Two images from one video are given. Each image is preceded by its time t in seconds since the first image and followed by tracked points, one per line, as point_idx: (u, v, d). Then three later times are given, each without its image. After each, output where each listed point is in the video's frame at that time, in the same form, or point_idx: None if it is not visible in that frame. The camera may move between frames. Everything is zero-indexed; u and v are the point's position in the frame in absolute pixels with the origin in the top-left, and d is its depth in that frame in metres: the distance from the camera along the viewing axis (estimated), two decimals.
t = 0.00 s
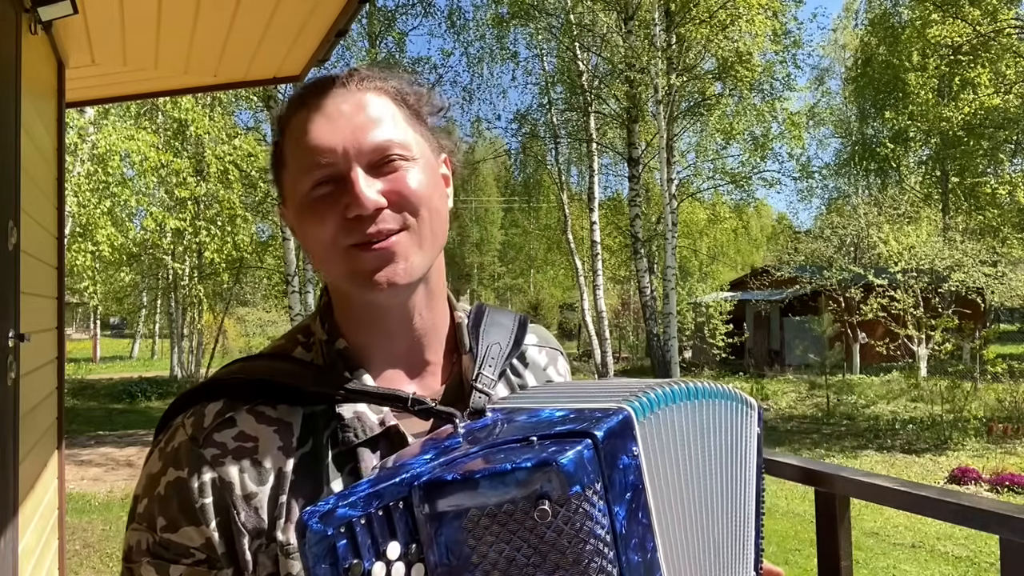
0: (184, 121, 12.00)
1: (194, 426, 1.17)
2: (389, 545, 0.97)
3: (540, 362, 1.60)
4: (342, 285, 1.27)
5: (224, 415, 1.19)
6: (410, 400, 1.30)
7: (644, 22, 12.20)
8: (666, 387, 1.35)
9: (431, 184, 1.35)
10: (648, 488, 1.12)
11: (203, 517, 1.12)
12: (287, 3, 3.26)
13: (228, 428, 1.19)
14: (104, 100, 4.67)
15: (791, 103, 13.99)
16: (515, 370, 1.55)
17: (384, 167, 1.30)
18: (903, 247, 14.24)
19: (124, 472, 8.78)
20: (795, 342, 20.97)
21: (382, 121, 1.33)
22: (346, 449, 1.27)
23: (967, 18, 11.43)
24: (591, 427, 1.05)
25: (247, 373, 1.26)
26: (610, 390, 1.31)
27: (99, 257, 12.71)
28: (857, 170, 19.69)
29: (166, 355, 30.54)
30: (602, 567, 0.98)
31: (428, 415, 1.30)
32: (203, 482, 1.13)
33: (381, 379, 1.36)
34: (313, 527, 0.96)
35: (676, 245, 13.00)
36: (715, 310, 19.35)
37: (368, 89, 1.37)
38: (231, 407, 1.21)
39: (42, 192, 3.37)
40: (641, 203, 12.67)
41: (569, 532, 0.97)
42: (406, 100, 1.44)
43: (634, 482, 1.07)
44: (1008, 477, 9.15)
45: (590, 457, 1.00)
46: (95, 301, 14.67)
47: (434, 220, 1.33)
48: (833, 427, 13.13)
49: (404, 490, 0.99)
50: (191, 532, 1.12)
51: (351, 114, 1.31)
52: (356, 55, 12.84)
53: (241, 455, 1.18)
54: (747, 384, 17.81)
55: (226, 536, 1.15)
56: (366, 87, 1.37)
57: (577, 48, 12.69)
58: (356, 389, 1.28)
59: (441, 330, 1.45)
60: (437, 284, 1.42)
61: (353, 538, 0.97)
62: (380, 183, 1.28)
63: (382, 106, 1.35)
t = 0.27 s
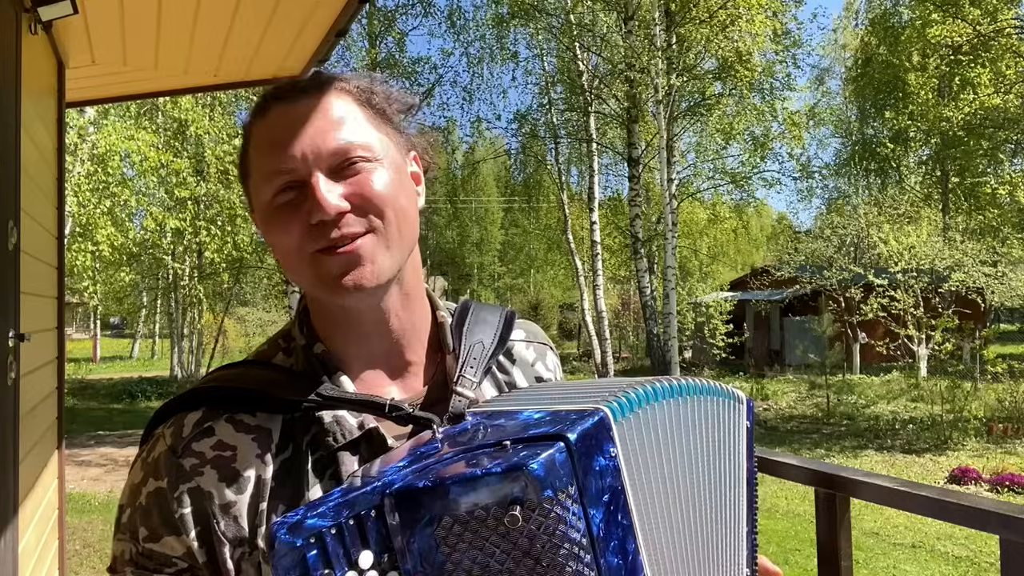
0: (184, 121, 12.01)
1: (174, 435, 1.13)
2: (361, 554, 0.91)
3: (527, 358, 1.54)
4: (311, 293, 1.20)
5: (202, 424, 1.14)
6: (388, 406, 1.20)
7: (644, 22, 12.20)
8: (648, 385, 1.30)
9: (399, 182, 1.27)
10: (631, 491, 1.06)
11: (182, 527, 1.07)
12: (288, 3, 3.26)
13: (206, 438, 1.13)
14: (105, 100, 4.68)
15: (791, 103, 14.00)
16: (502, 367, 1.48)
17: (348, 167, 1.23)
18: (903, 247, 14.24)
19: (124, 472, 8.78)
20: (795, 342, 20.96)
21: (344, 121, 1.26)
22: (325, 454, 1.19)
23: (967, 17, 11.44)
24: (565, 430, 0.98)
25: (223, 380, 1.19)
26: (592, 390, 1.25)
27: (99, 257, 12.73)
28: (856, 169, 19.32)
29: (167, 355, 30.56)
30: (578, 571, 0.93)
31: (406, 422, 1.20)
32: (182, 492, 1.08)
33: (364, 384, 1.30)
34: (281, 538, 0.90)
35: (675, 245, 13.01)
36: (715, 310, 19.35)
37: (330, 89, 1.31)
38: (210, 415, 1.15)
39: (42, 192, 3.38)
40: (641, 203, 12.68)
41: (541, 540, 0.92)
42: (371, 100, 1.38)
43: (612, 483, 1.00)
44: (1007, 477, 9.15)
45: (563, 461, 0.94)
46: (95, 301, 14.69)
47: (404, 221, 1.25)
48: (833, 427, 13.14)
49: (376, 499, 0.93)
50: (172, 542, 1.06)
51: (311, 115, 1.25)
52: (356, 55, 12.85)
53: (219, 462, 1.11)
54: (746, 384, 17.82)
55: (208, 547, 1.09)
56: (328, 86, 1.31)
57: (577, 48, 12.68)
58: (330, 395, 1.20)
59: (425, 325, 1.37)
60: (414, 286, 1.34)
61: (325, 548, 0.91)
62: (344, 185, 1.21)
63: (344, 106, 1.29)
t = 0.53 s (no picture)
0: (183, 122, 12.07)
1: (152, 446, 1.07)
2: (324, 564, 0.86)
3: (513, 354, 1.48)
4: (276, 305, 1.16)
5: (179, 435, 1.08)
6: (360, 413, 1.13)
7: (644, 22, 12.21)
8: (629, 384, 1.29)
9: (358, 185, 1.21)
10: (606, 498, 1.03)
11: (159, 538, 1.01)
12: (287, 3, 3.25)
13: (183, 449, 1.07)
14: (104, 100, 4.67)
15: (791, 103, 14.01)
16: (486, 365, 1.42)
17: (301, 173, 1.17)
18: (903, 247, 14.23)
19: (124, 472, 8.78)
20: (795, 342, 20.94)
21: (297, 124, 1.20)
22: (302, 462, 1.14)
23: (967, 17, 11.45)
24: (530, 437, 0.96)
25: (200, 392, 1.13)
26: (571, 390, 1.23)
27: (99, 257, 12.75)
28: (857, 170, 19.55)
29: (167, 355, 30.54)
30: None
31: (380, 430, 1.13)
32: (158, 502, 1.02)
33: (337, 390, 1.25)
34: (239, 551, 0.86)
35: (675, 245, 13.01)
36: (715, 310, 19.35)
37: (285, 89, 1.24)
38: (188, 426, 1.10)
39: (42, 192, 3.38)
40: (641, 203, 12.67)
41: (503, 552, 0.88)
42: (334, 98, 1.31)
43: (584, 491, 0.98)
44: (1007, 477, 9.15)
45: (527, 470, 0.91)
46: (95, 301, 14.69)
47: (364, 225, 1.19)
48: (832, 427, 13.15)
49: (336, 511, 0.88)
50: (152, 553, 1.01)
51: (262, 120, 1.19)
52: (356, 55, 12.86)
53: (195, 474, 1.05)
54: (746, 384, 17.82)
55: (187, 560, 1.03)
56: (282, 86, 1.25)
57: (577, 47, 12.67)
58: (303, 403, 1.13)
59: (403, 328, 1.34)
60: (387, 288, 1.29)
61: (284, 561, 0.86)
62: (296, 192, 1.15)
63: (300, 106, 1.22)
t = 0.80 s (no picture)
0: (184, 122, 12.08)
1: (124, 462, 1.13)
2: None
3: (496, 350, 1.46)
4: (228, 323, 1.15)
5: (148, 452, 1.13)
6: (314, 424, 1.09)
7: (644, 22, 12.20)
8: (596, 381, 1.20)
9: (301, 194, 1.19)
10: (568, 504, 0.96)
11: (135, 552, 1.08)
12: (288, 3, 3.25)
13: (151, 466, 1.12)
14: (105, 100, 4.67)
15: (791, 103, 14.00)
16: (466, 363, 1.40)
17: (241, 186, 1.16)
18: (903, 247, 14.23)
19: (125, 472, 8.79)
20: (795, 342, 20.93)
21: (234, 137, 1.18)
22: (269, 473, 1.15)
23: (967, 17, 11.42)
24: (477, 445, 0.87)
25: (172, 406, 1.17)
26: (534, 391, 1.15)
27: (99, 257, 12.75)
28: (857, 170, 19.56)
29: (167, 355, 30.53)
30: None
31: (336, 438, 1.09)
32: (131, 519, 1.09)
33: (308, 401, 1.24)
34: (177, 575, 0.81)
35: (676, 245, 13.00)
36: (716, 310, 19.35)
37: (220, 97, 1.22)
38: (157, 442, 1.14)
39: (42, 192, 3.37)
40: (641, 203, 12.67)
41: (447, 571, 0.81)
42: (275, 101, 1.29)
43: (539, 501, 0.91)
44: (1007, 477, 9.15)
45: (472, 484, 0.83)
46: (95, 301, 14.68)
47: (310, 233, 1.18)
48: (833, 428, 13.14)
49: (281, 528, 0.82)
50: (128, 567, 1.08)
51: (198, 135, 1.18)
52: (356, 55, 12.87)
53: (163, 490, 1.10)
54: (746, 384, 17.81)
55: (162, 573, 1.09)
56: (218, 94, 1.23)
57: (577, 48, 12.66)
58: (261, 416, 1.12)
59: (370, 331, 1.32)
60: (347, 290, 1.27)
61: None
62: (236, 207, 1.14)
63: (236, 116, 1.20)
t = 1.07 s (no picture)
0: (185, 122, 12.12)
1: (100, 483, 1.06)
2: None
3: (472, 347, 1.37)
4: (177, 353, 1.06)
5: (125, 472, 1.06)
6: (293, 435, 1.06)
7: (644, 22, 12.19)
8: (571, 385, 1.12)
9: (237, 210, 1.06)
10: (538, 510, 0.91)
11: None
12: (288, 3, 3.25)
13: (127, 486, 1.05)
14: (105, 100, 4.67)
15: (791, 103, 13.97)
16: (443, 360, 1.32)
17: (173, 210, 1.03)
18: (903, 246, 14.25)
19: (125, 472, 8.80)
20: (795, 342, 20.94)
21: (161, 156, 1.05)
22: (242, 485, 1.09)
23: (967, 17, 11.39)
24: (444, 457, 0.81)
25: (147, 423, 1.10)
26: (504, 394, 1.09)
27: (100, 257, 12.78)
28: (858, 170, 19.57)
29: (167, 355, 30.56)
30: None
31: (313, 448, 1.06)
32: (108, 541, 1.02)
33: (280, 415, 1.16)
34: None
35: (675, 245, 13.01)
36: (715, 310, 19.35)
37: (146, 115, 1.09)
38: (134, 461, 1.07)
39: (43, 192, 3.38)
40: (641, 203, 12.66)
41: None
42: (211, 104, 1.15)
43: (511, 509, 0.86)
44: (1007, 477, 9.15)
45: (440, 493, 0.78)
46: (95, 301, 14.70)
47: (249, 256, 1.05)
48: (833, 428, 13.15)
49: (249, 543, 0.74)
50: None
51: (124, 161, 1.05)
52: (356, 55, 12.90)
53: (139, 509, 1.03)
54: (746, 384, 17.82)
55: None
56: (147, 110, 1.09)
57: (577, 48, 12.65)
58: (237, 431, 1.07)
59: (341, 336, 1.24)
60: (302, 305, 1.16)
61: None
62: (167, 232, 1.02)
63: (164, 133, 1.07)
